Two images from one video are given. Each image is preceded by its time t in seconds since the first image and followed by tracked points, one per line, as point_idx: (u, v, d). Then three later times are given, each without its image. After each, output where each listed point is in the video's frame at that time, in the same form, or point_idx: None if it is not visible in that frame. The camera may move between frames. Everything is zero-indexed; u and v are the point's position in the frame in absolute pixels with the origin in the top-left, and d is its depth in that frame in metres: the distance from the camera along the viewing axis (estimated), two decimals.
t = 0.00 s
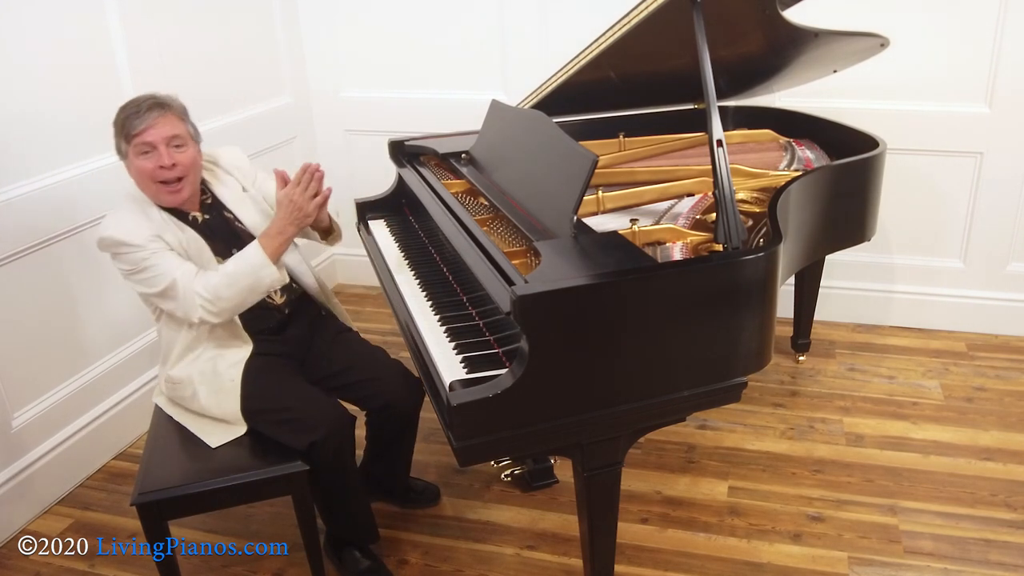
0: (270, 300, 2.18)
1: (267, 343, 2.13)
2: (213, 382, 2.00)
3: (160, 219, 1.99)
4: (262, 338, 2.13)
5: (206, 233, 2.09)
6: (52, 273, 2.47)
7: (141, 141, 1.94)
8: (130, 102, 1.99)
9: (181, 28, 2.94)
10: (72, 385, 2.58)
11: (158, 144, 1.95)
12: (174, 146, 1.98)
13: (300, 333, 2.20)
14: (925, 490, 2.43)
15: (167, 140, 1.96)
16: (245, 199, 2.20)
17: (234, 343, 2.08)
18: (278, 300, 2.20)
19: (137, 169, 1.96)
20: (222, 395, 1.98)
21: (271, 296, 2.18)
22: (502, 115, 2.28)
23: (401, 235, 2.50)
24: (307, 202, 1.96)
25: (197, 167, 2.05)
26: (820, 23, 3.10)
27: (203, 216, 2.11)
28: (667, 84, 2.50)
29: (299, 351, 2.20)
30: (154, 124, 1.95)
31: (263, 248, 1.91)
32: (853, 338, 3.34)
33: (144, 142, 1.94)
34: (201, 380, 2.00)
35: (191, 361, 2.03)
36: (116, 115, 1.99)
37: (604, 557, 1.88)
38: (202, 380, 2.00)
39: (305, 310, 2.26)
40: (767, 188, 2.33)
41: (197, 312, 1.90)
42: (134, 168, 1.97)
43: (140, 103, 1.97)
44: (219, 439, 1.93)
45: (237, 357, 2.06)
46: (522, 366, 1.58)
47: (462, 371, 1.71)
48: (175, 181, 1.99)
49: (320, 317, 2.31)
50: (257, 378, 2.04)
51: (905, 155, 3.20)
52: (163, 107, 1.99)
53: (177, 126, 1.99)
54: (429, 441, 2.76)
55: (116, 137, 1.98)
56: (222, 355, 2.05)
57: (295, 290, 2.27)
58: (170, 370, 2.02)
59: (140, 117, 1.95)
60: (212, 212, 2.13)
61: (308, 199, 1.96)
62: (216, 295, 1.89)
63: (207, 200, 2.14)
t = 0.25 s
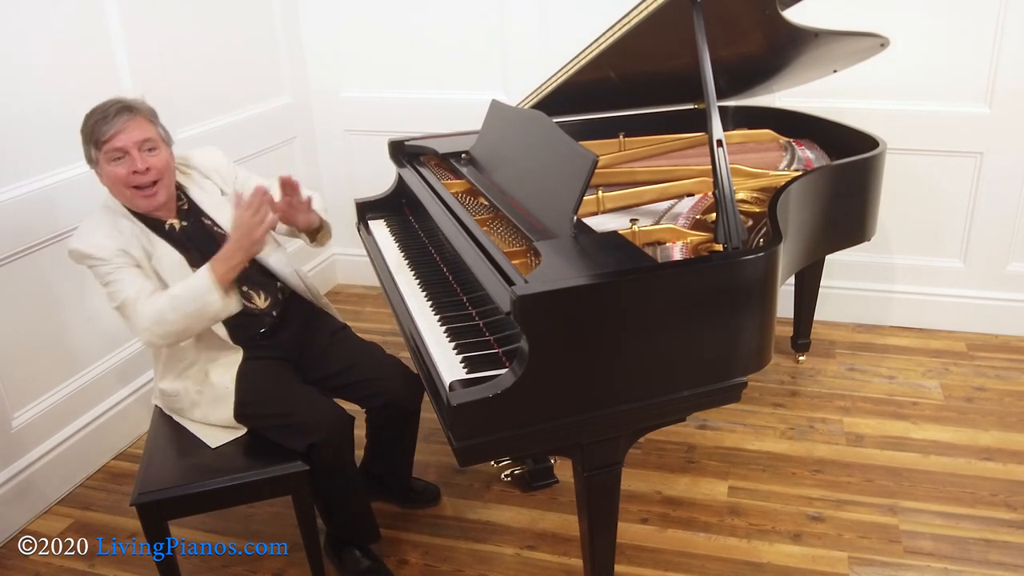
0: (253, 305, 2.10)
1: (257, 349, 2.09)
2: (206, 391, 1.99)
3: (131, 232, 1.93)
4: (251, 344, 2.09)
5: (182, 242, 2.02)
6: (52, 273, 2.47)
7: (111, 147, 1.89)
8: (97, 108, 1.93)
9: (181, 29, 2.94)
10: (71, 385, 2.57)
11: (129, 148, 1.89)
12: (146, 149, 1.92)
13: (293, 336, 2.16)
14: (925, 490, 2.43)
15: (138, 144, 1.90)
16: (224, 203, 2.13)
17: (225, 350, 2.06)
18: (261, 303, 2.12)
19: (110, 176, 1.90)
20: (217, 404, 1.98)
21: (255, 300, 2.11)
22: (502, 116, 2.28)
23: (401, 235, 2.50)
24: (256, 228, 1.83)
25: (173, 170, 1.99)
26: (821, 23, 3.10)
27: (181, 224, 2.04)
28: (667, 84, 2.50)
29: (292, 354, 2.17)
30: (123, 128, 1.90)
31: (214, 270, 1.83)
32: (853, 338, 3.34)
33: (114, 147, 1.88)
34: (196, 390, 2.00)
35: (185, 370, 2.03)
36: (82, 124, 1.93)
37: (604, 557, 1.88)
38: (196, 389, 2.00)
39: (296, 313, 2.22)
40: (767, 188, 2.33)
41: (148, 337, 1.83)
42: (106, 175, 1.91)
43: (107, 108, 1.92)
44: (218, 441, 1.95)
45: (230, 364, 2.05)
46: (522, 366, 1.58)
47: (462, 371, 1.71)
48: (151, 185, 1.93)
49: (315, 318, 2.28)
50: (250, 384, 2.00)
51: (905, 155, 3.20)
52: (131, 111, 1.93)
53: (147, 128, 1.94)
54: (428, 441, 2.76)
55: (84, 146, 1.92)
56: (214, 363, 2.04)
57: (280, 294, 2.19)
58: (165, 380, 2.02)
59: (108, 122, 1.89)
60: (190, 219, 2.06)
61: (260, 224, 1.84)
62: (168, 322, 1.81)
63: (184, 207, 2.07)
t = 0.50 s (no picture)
0: (246, 308, 2.12)
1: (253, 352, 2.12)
2: (204, 392, 1.98)
3: (102, 249, 1.92)
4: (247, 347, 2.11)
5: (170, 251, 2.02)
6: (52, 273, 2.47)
7: (99, 160, 1.88)
8: (80, 119, 1.91)
9: (181, 29, 2.94)
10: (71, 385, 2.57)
11: (118, 159, 1.88)
12: (135, 160, 1.91)
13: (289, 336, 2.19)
14: (925, 490, 2.43)
15: (127, 155, 1.90)
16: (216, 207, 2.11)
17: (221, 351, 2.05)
18: (254, 307, 2.14)
19: (100, 188, 1.90)
20: (215, 404, 1.97)
21: (248, 305, 2.13)
22: (502, 116, 2.28)
23: (401, 235, 2.50)
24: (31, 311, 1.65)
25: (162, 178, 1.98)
26: (821, 23, 3.10)
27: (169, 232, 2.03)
28: (667, 84, 2.50)
29: (289, 353, 2.20)
30: (111, 139, 1.89)
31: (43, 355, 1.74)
32: (853, 338, 3.34)
33: (103, 160, 1.88)
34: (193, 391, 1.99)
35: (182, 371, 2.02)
36: (66, 135, 1.91)
37: (605, 557, 1.88)
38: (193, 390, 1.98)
39: (289, 314, 2.24)
40: (767, 188, 2.33)
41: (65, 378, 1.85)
42: (96, 187, 1.91)
43: (93, 119, 1.90)
44: (218, 441, 1.95)
45: (227, 364, 2.03)
46: (522, 366, 1.58)
47: (462, 371, 1.71)
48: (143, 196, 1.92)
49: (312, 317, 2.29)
50: (247, 386, 2.01)
51: (905, 155, 3.20)
52: (117, 121, 1.92)
53: (134, 138, 1.92)
54: (428, 441, 2.76)
55: (71, 158, 1.91)
56: (211, 363, 2.02)
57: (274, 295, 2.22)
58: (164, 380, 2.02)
59: (94, 134, 1.88)
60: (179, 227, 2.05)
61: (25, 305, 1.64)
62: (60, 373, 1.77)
63: (173, 215, 2.05)
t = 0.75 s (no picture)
0: (248, 310, 2.13)
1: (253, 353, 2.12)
2: (205, 393, 1.99)
3: (107, 253, 1.92)
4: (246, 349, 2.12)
5: (173, 252, 2.02)
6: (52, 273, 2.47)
7: (98, 161, 1.87)
8: (78, 121, 1.90)
9: (181, 30, 2.94)
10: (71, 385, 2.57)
11: (118, 160, 1.87)
12: (134, 160, 1.90)
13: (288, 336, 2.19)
14: (925, 490, 2.43)
15: (126, 155, 1.89)
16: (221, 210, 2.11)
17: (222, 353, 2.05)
18: (256, 309, 2.15)
19: (100, 190, 1.89)
20: (216, 406, 1.98)
21: (249, 306, 2.14)
22: (502, 116, 2.28)
23: (401, 235, 2.50)
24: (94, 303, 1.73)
25: (161, 178, 1.97)
26: (821, 23, 3.10)
27: (170, 233, 2.03)
28: (667, 84, 2.50)
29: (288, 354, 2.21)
30: (110, 141, 1.88)
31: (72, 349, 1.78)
32: (853, 338, 3.34)
33: (102, 161, 1.87)
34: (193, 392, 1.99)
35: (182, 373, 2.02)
36: (64, 138, 1.90)
37: (604, 557, 1.88)
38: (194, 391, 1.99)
39: (288, 314, 2.24)
40: (766, 188, 2.33)
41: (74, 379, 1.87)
42: (96, 189, 1.90)
43: (90, 121, 1.89)
44: (218, 441, 1.95)
45: (228, 365, 2.04)
46: (523, 366, 1.57)
47: (462, 371, 1.71)
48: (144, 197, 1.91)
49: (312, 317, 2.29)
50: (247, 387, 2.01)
51: (905, 155, 3.20)
52: (115, 121, 1.91)
53: (133, 139, 1.92)
54: (428, 441, 2.76)
55: (69, 161, 1.90)
56: (212, 365, 2.03)
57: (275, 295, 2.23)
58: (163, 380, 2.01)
59: (93, 135, 1.87)
60: (181, 227, 2.05)
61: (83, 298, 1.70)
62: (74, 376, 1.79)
63: (174, 216, 2.05)
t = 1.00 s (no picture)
0: (260, 310, 2.12)
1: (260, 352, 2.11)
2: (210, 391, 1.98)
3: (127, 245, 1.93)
4: (254, 348, 2.11)
5: (190, 249, 2.02)
6: (53, 273, 2.47)
7: (126, 152, 1.88)
8: (107, 111, 1.91)
9: (181, 30, 2.94)
10: (71, 385, 2.57)
11: (145, 152, 1.89)
12: (161, 154, 1.92)
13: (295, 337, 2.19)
14: (925, 490, 2.43)
15: (154, 148, 1.90)
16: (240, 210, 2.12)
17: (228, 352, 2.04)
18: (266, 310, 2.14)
19: (126, 181, 1.90)
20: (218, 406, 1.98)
21: (261, 306, 2.13)
22: (502, 116, 2.28)
23: (401, 235, 2.50)
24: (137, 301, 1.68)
25: (186, 174, 1.99)
26: (820, 23, 3.10)
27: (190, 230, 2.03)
28: (667, 84, 2.50)
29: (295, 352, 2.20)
30: (138, 132, 1.89)
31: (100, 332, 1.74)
32: (853, 338, 3.34)
33: (130, 152, 1.88)
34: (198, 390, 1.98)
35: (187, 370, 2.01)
36: (92, 127, 1.91)
37: (604, 557, 1.88)
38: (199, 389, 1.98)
39: (297, 315, 2.24)
40: (766, 188, 2.33)
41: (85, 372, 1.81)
42: (121, 179, 1.91)
43: (120, 111, 1.90)
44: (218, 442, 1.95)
45: (233, 364, 2.03)
46: (523, 366, 1.57)
47: (462, 371, 1.71)
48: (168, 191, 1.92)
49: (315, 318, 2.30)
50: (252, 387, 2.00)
51: (905, 155, 3.20)
52: (144, 113, 1.92)
53: (160, 131, 1.93)
54: (428, 441, 2.76)
55: (96, 150, 1.91)
56: (217, 363, 2.02)
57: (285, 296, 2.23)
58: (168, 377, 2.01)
59: (122, 126, 1.88)
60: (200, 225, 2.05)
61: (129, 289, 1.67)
62: (100, 363, 1.73)
63: (194, 211, 2.05)
